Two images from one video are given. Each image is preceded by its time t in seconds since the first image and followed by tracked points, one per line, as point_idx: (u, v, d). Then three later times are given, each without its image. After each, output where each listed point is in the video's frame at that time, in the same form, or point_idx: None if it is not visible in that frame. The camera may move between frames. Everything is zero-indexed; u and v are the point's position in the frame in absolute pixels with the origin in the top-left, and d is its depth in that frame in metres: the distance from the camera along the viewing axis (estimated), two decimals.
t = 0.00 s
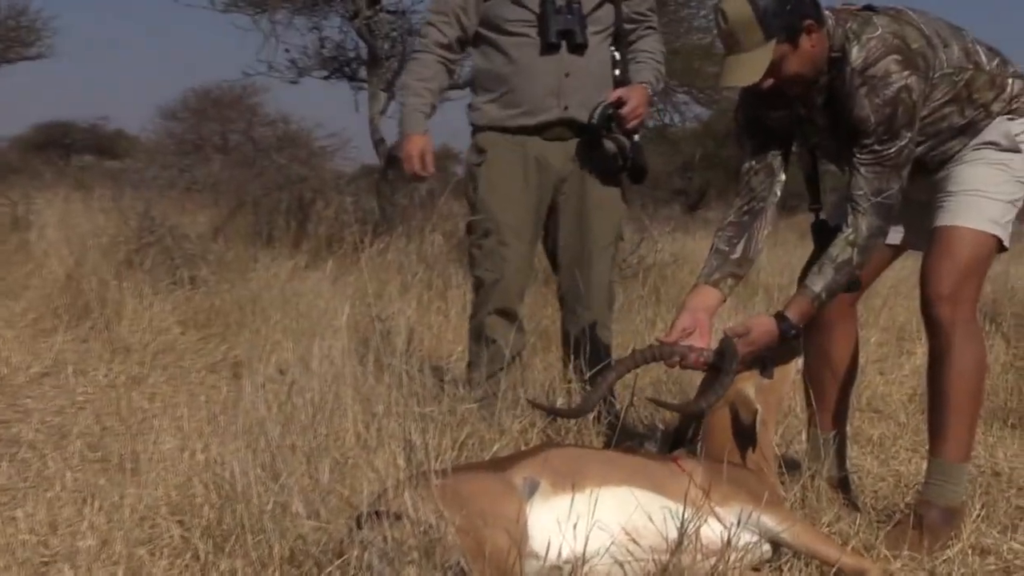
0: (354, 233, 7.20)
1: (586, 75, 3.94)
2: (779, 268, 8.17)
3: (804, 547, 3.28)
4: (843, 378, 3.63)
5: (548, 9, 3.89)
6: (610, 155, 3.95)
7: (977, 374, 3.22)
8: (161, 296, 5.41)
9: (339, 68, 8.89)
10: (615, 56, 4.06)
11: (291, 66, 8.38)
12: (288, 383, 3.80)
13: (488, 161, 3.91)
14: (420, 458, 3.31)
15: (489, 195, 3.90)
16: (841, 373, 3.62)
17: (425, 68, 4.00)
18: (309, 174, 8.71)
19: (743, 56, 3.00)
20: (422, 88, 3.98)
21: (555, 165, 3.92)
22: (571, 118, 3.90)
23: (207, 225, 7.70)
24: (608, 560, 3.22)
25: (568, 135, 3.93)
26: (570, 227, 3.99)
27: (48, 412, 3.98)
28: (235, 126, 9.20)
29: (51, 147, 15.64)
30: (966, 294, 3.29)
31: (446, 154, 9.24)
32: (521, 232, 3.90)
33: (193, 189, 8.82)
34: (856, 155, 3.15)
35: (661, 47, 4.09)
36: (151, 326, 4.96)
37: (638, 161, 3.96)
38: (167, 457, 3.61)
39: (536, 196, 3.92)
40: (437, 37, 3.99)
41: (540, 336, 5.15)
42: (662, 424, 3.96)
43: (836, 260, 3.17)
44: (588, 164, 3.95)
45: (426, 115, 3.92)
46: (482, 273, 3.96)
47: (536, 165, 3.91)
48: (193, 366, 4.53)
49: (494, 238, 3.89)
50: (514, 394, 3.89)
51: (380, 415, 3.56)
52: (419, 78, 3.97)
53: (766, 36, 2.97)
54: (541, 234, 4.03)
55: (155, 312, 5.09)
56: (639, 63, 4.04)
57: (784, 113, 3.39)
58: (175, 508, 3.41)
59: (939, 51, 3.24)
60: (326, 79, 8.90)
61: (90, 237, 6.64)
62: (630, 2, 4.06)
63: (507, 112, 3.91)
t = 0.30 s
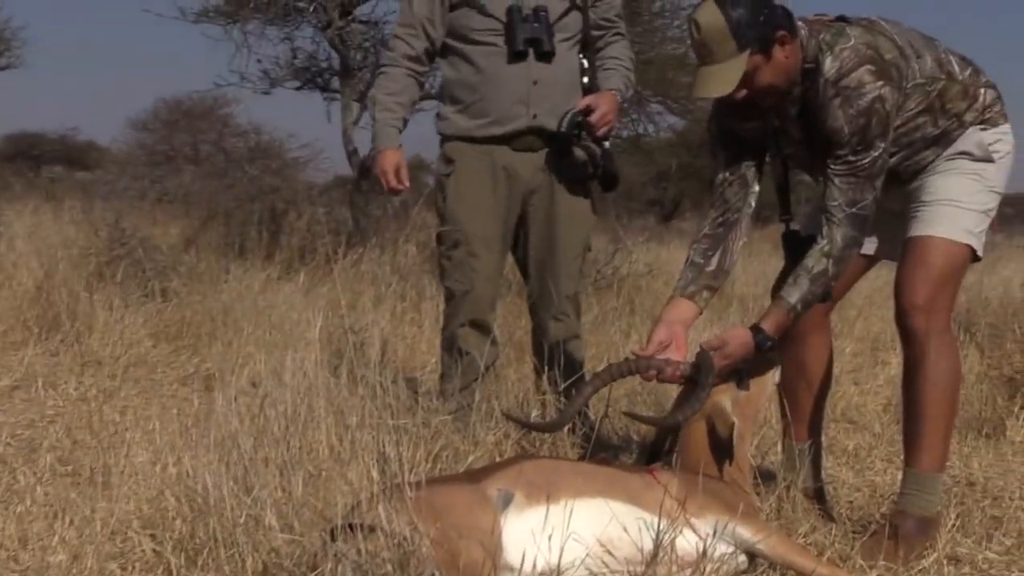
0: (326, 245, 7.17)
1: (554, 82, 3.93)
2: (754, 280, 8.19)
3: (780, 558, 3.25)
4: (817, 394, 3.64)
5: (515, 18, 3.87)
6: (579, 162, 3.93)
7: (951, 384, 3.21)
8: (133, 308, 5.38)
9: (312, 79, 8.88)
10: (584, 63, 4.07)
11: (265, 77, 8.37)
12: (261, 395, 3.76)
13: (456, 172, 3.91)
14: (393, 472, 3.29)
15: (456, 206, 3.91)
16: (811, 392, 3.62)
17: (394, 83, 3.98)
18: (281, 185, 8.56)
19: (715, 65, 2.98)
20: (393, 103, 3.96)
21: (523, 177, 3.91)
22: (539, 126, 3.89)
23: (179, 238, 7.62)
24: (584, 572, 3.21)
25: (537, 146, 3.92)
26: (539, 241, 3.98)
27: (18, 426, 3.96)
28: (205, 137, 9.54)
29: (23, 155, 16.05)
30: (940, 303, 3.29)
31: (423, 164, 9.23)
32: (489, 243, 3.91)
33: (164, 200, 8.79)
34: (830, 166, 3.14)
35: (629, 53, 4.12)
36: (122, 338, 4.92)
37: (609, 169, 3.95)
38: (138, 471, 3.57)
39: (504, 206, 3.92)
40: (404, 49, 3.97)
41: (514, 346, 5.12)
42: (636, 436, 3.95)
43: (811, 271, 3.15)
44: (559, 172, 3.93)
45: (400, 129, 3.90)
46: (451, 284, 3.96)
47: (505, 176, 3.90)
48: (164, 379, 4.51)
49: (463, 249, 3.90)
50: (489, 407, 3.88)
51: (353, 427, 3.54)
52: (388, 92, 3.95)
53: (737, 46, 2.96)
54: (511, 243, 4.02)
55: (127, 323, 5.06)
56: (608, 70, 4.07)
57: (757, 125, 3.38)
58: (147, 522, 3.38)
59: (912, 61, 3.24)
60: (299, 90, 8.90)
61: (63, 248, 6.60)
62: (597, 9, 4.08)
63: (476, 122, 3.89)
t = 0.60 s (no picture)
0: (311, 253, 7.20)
1: (537, 92, 3.95)
2: (739, 287, 8.25)
3: (762, 563, 3.27)
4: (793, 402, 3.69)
5: (498, 28, 3.90)
6: (561, 169, 3.95)
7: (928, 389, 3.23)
8: (119, 318, 5.41)
9: (296, 90, 8.90)
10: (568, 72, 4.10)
11: (250, 87, 8.40)
12: (246, 405, 3.79)
13: (441, 182, 3.94)
14: (377, 480, 3.34)
15: (441, 215, 3.95)
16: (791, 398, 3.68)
17: (381, 94, 4.02)
18: (267, 196, 8.53)
19: (691, 79, 3.03)
20: (381, 114, 4.00)
21: (506, 186, 3.95)
22: (523, 135, 3.92)
23: (168, 246, 7.65)
24: None
25: (521, 155, 3.95)
26: (523, 249, 4.03)
27: (5, 436, 3.99)
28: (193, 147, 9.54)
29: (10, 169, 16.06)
30: (917, 310, 3.31)
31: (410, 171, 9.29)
32: (474, 252, 3.95)
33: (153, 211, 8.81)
34: (806, 177, 3.19)
35: (613, 61, 4.17)
36: (109, 348, 4.96)
37: (595, 177, 3.97)
38: (125, 479, 3.59)
39: (489, 215, 3.95)
40: (390, 61, 4.00)
41: (498, 355, 5.15)
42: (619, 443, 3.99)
43: (789, 280, 3.19)
44: (543, 180, 3.97)
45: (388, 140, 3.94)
46: (436, 293, 4.00)
47: (488, 185, 3.93)
48: (150, 388, 4.54)
49: (447, 259, 3.94)
50: (475, 413, 3.92)
51: (338, 435, 3.56)
52: (375, 102, 4.00)
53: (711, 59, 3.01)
54: (495, 252, 4.06)
55: (114, 332, 5.09)
56: (592, 78, 4.11)
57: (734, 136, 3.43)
58: (135, 530, 3.41)
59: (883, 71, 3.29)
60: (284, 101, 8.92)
61: (51, 256, 6.62)
62: (581, 17, 4.13)
63: (460, 132, 3.92)
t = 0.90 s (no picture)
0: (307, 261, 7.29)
1: (532, 104, 4.04)
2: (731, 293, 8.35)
3: (752, 563, 3.34)
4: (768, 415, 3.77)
5: (493, 41, 3.99)
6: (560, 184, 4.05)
7: (905, 394, 3.27)
8: (118, 324, 5.49)
9: (292, 101, 8.97)
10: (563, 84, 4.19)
11: (247, 100, 8.48)
12: (245, 409, 3.86)
13: (437, 191, 4.03)
14: (373, 482, 3.43)
15: (437, 223, 4.03)
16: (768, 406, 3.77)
17: (377, 104, 4.10)
18: (264, 205, 8.63)
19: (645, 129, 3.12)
20: (376, 124, 4.08)
21: (502, 196, 4.03)
22: (518, 146, 4.00)
23: (166, 255, 7.72)
24: None
25: (515, 165, 4.03)
26: (518, 258, 4.11)
27: (9, 440, 4.07)
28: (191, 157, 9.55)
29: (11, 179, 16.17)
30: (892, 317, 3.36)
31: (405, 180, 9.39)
32: (469, 260, 4.03)
33: (151, 220, 8.89)
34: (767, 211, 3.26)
35: (606, 73, 4.24)
36: (110, 354, 5.05)
37: (589, 187, 4.05)
38: (127, 482, 3.66)
39: (484, 224, 4.04)
40: (387, 72, 4.08)
41: (491, 360, 5.23)
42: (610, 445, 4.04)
43: (759, 310, 3.29)
44: (536, 191, 4.06)
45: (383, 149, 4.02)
46: (432, 300, 4.07)
47: (483, 195, 4.02)
48: (151, 393, 4.62)
49: (443, 266, 4.02)
50: (469, 418, 4.01)
51: (335, 439, 3.63)
52: (371, 113, 4.08)
53: (680, 101, 3.10)
54: (490, 259, 4.14)
55: (115, 340, 5.17)
56: (586, 90, 4.18)
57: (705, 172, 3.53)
58: (136, 532, 3.49)
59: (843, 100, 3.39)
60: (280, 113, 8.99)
61: (52, 264, 6.71)
62: (575, 31, 4.22)
63: (456, 143, 4.01)
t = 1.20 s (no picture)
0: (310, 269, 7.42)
1: (529, 115, 4.15)
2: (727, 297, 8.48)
3: (741, 559, 3.48)
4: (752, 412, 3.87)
5: (492, 54, 4.10)
6: (556, 190, 4.15)
7: (875, 385, 3.38)
8: (127, 329, 5.61)
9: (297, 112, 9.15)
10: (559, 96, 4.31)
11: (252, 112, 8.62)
12: (250, 411, 3.97)
13: (437, 200, 4.15)
14: (374, 483, 3.53)
15: (437, 231, 4.15)
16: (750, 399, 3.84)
17: (380, 115, 4.22)
18: (269, 215, 8.76)
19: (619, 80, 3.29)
20: (380, 133, 4.20)
21: (500, 205, 4.15)
22: (515, 156, 4.12)
23: (173, 263, 7.86)
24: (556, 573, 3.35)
25: (513, 175, 4.14)
26: (515, 266, 4.23)
27: (22, 441, 4.19)
28: (198, 168, 9.64)
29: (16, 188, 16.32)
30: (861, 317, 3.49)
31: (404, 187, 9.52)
32: (468, 267, 4.15)
33: (159, 228, 9.03)
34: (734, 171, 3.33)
35: (602, 86, 4.36)
36: (120, 358, 5.17)
37: (584, 196, 4.16)
38: (136, 482, 3.77)
39: (482, 232, 4.16)
40: (389, 84, 4.20)
41: (488, 365, 5.36)
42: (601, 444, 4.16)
43: (735, 270, 3.35)
44: (534, 201, 4.18)
45: (385, 158, 4.13)
46: (432, 305, 4.19)
47: (482, 204, 4.14)
48: (159, 396, 4.74)
49: (442, 272, 4.14)
50: (469, 420, 4.12)
51: (338, 440, 3.74)
52: (374, 123, 4.20)
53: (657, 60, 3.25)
54: (489, 265, 4.26)
55: (123, 344, 5.28)
56: (582, 102, 4.30)
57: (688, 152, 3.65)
58: (145, 530, 3.61)
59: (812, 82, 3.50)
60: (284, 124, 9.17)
61: (64, 271, 6.84)
62: (571, 45, 4.33)
63: (456, 153, 4.13)
